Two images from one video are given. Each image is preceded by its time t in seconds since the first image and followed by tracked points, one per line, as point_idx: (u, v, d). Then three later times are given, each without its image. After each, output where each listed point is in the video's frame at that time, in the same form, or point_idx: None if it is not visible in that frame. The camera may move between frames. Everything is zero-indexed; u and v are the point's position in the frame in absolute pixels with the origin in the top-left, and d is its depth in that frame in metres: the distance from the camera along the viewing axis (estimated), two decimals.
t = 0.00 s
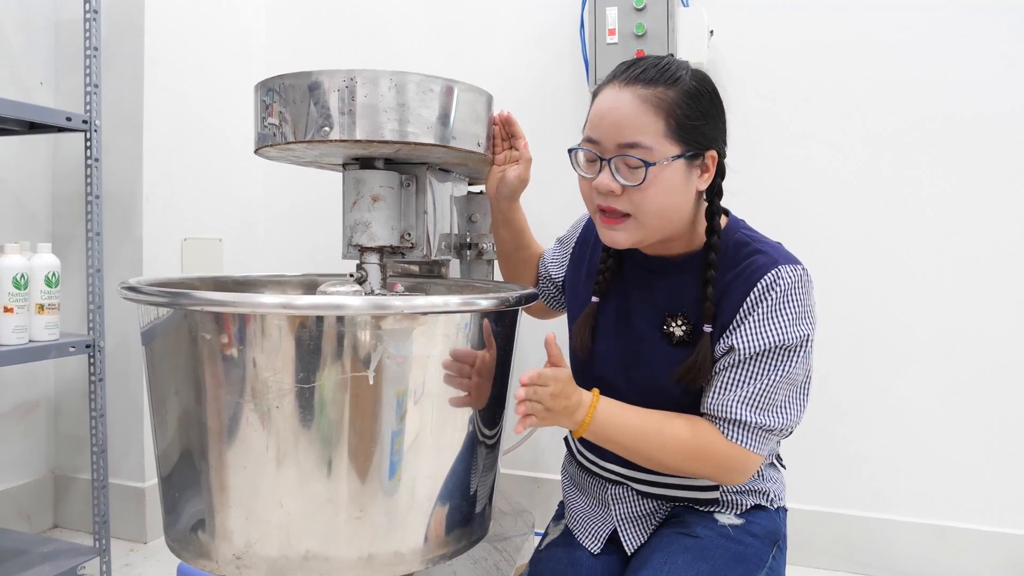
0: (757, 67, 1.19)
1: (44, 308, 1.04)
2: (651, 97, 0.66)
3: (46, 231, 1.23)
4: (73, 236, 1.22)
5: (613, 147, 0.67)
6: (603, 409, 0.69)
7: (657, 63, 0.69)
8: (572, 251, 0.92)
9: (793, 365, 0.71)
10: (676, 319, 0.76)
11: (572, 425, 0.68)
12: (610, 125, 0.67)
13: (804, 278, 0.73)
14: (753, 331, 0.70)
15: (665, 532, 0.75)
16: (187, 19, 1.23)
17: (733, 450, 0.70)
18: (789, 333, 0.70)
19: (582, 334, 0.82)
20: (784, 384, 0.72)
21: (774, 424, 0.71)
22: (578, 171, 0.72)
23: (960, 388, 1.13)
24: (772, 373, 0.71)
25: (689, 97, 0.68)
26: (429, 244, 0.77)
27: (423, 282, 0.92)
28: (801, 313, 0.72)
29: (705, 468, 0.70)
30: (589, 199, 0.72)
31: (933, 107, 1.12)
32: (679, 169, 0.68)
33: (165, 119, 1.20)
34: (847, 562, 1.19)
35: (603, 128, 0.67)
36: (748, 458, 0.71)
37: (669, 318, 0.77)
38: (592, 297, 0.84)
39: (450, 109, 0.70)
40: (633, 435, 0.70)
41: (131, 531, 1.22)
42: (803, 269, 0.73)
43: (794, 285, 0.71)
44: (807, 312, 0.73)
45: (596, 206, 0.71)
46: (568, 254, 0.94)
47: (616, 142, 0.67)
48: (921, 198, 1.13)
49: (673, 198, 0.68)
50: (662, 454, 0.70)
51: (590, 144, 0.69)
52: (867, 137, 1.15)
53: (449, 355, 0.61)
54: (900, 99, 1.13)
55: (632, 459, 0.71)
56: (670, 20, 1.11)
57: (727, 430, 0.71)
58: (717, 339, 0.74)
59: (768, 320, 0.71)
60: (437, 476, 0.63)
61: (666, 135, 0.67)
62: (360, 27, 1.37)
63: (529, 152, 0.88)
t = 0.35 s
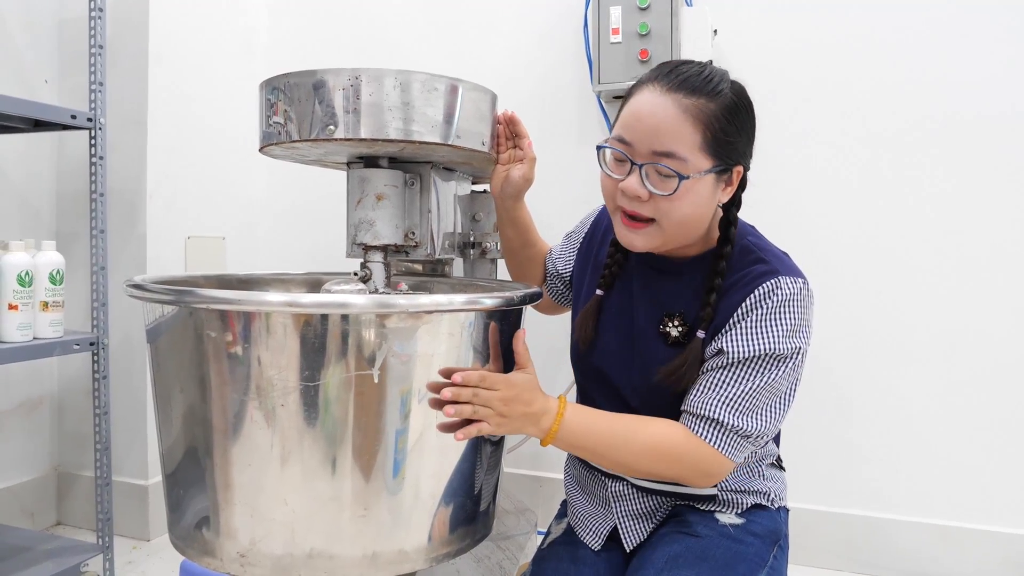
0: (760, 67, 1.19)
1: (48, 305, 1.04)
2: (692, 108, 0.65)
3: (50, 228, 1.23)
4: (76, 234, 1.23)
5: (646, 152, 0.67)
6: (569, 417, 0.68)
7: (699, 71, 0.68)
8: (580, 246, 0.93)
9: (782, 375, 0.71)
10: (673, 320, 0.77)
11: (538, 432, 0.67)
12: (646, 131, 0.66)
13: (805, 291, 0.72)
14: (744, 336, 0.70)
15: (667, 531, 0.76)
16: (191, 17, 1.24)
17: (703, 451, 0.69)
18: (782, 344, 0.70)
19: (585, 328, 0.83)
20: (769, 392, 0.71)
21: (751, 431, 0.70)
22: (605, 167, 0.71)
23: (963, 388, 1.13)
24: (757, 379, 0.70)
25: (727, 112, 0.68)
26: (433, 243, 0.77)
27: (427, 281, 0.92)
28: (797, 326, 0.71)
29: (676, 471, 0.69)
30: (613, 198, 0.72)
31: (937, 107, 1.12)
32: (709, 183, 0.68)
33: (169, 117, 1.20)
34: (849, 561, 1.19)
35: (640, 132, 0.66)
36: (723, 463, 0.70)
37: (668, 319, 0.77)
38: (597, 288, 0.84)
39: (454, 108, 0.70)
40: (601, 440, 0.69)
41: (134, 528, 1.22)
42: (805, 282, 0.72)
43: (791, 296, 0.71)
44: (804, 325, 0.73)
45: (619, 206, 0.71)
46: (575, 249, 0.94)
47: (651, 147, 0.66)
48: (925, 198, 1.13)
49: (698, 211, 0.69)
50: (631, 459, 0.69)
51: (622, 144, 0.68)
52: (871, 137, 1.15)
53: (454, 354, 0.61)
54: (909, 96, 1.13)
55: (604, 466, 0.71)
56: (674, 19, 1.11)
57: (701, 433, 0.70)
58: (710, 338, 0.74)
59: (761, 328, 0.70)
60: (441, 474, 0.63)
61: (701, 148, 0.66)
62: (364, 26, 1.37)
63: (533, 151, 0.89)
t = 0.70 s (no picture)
0: (760, 67, 1.19)
1: (50, 308, 1.04)
2: (720, 135, 0.65)
3: (52, 231, 1.23)
4: (78, 237, 1.23)
5: (669, 174, 0.66)
6: (562, 417, 0.68)
7: (727, 93, 0.67)
8: (580, 249, 0.92)
9: (782, 382, 0.72)
10: (676, 326, 0.77)
11: (531, 433, 0.67)
12: (672, 153, 0.65)
13: (807, 299, 0.73)
14: (747, 341, 0.70)
15: (668, 531, 0.76)
16: (193, 19, 1.24)
17: (695, 451, 0.69)
18: (784, 351, 0.70)
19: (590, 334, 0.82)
20: (769, 398, 0.72)
21: (746, 434, 0.70)
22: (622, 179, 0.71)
23: (965, 389, 1.13)
24: (757, 385, 0.70)
25: (753, 137, 0.67)
26: (434, 245, 0.77)
27: (427, 283, 0.92)
28: (799, 333, 0.72)
29: (667, 473, 0.69)
30: (627, 210, 0.72)
31: (938, 107, 1.12)
32: (727, 208, 0.68)
33: (170, 120, 1.20)
34: (852, 562, 1.18)
35: (665, 153, 0.65)
36: (717, 466, 0.70)
37: (671, 325, 0.77)
38: (601, 292, 0.84)
39: (454, 110, 0.70)
40: (595, 441, 0.69)
41: (136, 531, 1.22)
42: (808, 291, 0.72)
43: (793, 303, 0.71)
44: (806, 333, 0.73)
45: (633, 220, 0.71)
46: (575, 253, 0.94)
47: (675, 170, 0.65)
48: (926, 198, 1.13)
49: (714, 234, 0.69)
50: (625, 460, 0.69)
51: (644, 160, 0.67)
52: (872, 137, 1.15)
53: (454, 355, 0.61)
54: (910, 95, 1.13)
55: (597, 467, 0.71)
56: (674, 20, 1.11)
57: (698, 437, 0.70)
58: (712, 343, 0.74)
59: (764, 334, 0.70)
60: (442, 475, 0.63)
61: (725, 174, 0.66)
62: (365, 28, 1.37)
63: (534, 153, 0.89)
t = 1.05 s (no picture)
0: (761, 69, 1.19)
1: (49, 307, 1.04)
2: (721, 115, 0.65)
3: (52, 229, 1.23)
4: (78, 235, 1.23)
5: (670, 154, 0.66)
6: (561, 417, 0.69)
7: (729, 78, 0.68)
8: (585, 250, 0.93)
9: (787, 378, 0.71)
10: (682, 324, 0.77)
11: (531, 434, 0.68)
12: (673, 132, 0.65)
13: (814, 297, 0.73)
14: (749, 337, 0.71)
15: (668, 535, 0.75)
16: (194, 19, 1.24)
17: (696, 448, 0.69)
18: (790, 346, 0.70)
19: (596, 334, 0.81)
20: (774, 394, 0.71)
21: (750, 431, 0.70)
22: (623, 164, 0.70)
23: (965, 391, 1.13)
24: (762, 380, 0.70)
25: (754, 122, 0.68)
26: (434, 244, 0.77)
27: (427, 283, 0.92)
28: (805, 329, 0.72)
29: (669, 471, 0.69)
30: (626, 197, 0.71)
31: (938, 109, 1.12)
32: (726, 193, 0.68)
33: (171, 119, 1.20)
34: (851, 564, 1.18)
35: (666, 132, 0.65)
36: (719, 464, 0.70)
37: (677, 323, 0.77)
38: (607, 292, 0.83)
39: (455, 110, 0.70)
40: (595, 441, 0.69)
41: (135, 530, 1.22)
42: (813, 288, 0.72)
43: (798, 300, 0.71)
44: (812, 330, 0.73)
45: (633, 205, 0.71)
46: (579, 253, 0.94)
47: (676, 149, 0.65)
48: (927, 201, 1.13)
49: (714, 218, 0.69)
50: (625, 460, 0.69)
51: (645, 142, 0.68)
52: (872, 138, 1.15)
53: (453, 355, 0.61)
54: (910, 98, 1.13)
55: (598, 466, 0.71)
56: (674, 21, 1.11)
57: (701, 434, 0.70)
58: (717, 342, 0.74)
59: (769, 330, 0.71)
60: (440, 475, 0.63)
61: (726, 155, 0.66)
62: (366, 28, 1.38)
63: (534, 154, 0.89)
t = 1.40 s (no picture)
0: (759, 70, 1.19)
1: (43, 307, 1.03)
2: (704, 83, 0.68)
3: (47, 229, 1.23)
4: (73, 235, 1.22)
5: (656, 120, 0.68)
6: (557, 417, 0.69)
7: (713, 59, 0.71)
8: (583, 251, 0.93)
9: (786, 372, 0.71)
10: (681, 320, 0.76)
11: (526, 436, 0.68)
12: (658, 98, 0.68)
13: (812, 291, 0.73)
14: (750, 330, 0.71)
15: (664, 537, 0.75)
16: (191, 19, 1.24)
17: (693, 444, 0.69)
18: (789, 339, 0.70)
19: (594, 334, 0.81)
20: (773, 388, 0.71)
21: (750, 426, 0.70)
22: (615, 142, 0.73)
23: (962, 392, 1.13)
24: (761, 373, 0.70)
25: (740, 95, 0.69)
26: (429, 245, 0.77)
27: (422, 283, 0.92)
28: (804, 323, 0.72)
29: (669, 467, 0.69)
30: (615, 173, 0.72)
31: (936, 111, 1.12)
32: (713, 158, 0.68)
33: (167, 119, 1.20)
34: (846, 565, 1.18)
35: (650, 100, 0.68)
36: (719, 458, 0.70)
37: (676, 319, 0.77)
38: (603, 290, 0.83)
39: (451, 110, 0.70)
40: (593, 442, 0.69)
41: (130, 531, 1.22)
42: (812, 283, 0.73)
43: (797, 294, 0.71)
44: (810, 324, 0.73)
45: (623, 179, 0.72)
46: (578, 255, 0.94)
47: (660, 115, 0.68)
48: (923, 202, 1.13)
49: (701, 186, 0.68)
50: (624, 458, 0.69)
51: (634, 116, 0.70)
52: (869, 140, 1.15)
53: (448, 357, 0.61)
54: (907, 100, 1.13)
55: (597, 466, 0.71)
56: (671, 22, 1.11)
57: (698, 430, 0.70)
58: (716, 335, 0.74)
59: (769, 323, 0.71)
60: (435, 477, 0.63)
61: (710, 121, 0.67)
62: (364, 28, 1.37)
63: (530, 154, 0.89)
